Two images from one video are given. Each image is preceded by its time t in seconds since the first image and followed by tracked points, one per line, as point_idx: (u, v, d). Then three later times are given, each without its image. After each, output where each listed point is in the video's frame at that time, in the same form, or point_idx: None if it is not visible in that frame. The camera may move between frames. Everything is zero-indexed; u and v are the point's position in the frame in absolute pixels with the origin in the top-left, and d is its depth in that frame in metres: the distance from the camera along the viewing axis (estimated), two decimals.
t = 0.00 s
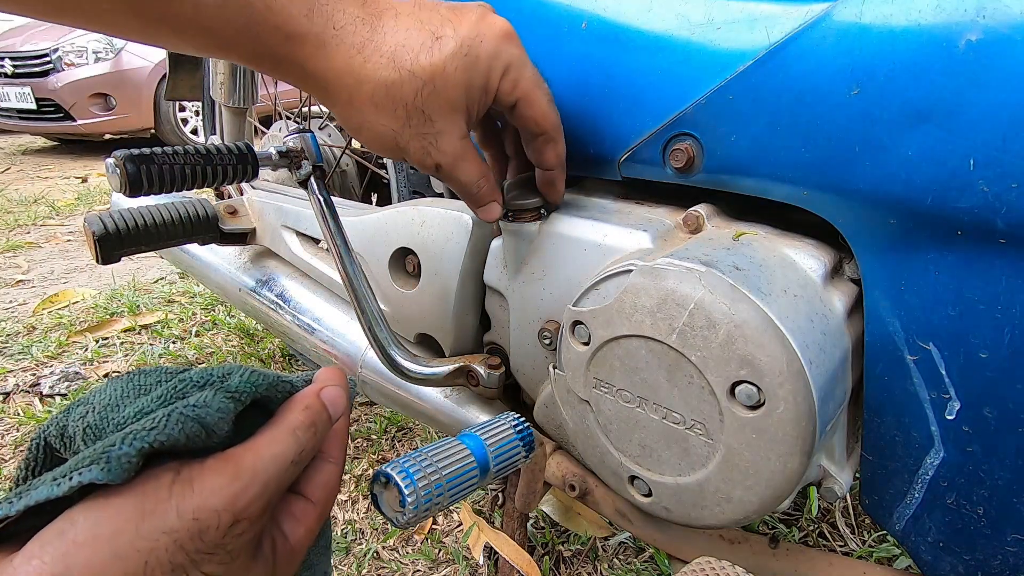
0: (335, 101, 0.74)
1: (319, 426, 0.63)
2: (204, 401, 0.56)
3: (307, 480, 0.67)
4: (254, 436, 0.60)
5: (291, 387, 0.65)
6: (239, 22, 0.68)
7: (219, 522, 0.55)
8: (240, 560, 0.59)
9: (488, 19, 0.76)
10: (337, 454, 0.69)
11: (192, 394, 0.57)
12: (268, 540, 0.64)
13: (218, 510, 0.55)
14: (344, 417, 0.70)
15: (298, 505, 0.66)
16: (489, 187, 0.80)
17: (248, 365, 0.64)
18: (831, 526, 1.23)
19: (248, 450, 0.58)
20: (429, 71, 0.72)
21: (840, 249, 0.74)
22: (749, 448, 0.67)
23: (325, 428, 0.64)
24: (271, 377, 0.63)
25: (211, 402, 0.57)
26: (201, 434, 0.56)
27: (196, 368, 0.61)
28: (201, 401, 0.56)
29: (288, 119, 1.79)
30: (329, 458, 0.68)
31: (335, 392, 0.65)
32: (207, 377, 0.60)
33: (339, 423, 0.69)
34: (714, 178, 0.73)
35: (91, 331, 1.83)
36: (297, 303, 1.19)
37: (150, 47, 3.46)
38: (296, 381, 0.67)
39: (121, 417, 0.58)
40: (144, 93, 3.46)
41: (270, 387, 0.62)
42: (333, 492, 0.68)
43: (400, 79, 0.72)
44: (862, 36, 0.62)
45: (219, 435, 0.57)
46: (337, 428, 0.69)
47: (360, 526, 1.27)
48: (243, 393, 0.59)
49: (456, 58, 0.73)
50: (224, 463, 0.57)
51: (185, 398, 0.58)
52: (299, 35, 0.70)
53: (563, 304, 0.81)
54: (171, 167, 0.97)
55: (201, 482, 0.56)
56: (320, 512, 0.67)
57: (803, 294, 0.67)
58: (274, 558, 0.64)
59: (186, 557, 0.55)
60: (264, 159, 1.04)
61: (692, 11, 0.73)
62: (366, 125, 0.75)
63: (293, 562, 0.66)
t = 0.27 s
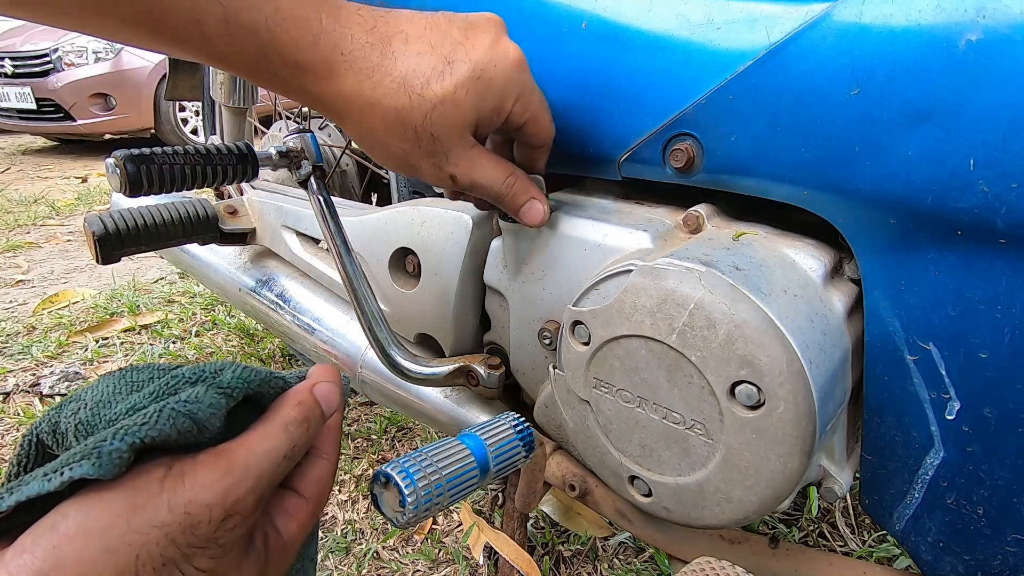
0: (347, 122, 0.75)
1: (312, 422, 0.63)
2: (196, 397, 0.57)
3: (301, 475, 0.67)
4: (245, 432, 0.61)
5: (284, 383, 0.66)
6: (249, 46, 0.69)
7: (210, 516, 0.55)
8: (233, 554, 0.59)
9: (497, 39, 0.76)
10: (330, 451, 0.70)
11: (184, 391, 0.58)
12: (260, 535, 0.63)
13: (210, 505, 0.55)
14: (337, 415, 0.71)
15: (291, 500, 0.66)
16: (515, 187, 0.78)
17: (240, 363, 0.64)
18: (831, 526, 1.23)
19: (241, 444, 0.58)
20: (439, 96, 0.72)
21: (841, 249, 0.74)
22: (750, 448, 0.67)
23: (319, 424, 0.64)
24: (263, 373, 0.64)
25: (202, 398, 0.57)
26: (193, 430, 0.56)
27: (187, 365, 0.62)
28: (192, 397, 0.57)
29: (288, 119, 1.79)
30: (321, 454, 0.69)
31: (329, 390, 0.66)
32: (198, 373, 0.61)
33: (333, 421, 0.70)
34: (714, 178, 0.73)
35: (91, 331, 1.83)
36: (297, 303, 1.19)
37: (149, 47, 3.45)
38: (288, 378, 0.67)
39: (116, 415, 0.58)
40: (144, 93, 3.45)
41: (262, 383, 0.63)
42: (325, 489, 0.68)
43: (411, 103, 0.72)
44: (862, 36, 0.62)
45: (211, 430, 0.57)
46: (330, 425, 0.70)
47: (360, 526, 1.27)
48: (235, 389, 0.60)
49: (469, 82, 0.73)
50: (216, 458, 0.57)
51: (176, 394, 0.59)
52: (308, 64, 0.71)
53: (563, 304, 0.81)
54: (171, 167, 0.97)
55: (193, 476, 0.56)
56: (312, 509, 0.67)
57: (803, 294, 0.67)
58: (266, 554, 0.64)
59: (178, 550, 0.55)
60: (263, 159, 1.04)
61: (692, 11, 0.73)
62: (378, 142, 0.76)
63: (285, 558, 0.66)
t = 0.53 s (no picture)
0: (322, 99, 0.75)
1: (325, 424, 0.63)
2: (206, 398, 0.56)
3: (313, 478, 0.67)
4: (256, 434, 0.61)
5: (295, 383, 0.66)
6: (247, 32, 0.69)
7: (221, 523, 0.55)
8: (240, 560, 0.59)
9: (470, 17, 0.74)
10: (343, 453, 0.70)
11: (194, 392, 0.57)
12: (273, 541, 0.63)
13: (221, 512, 0.55)
14: (350, 418, 0.71)
15: (304, 504, 0.66)
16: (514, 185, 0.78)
17: (251, 363, 0.64)
18: (831, 526, 1.23)
19: (252, 448, 0.58)
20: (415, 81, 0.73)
21: (840, 249, 0.74)
22: (750, 449, 0.67)
23: (332, 425, 0.65)
24: (273, 374, 0.63)
25: (212, 399, 0.57)
26: (203, 432, 0.56)
27: (198, 366, 0.62)
28: (202, 398, 0.56)
29: (288, 118, 1.79)
30: (334, 456, 0.69)
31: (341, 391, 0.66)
32: (209, 373, 0.61)
33: (346, 422, 0.71)
34: (714, 178, 0.73)
35: (91, 331, 1.83)
36: (297, 303, 1.19)
37: (149, 47, 3.45)
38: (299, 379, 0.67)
39: (125, 415, 0.58)
40: (144, 93, 3.45)
41: (272, 384, 0.63)
42: (338, 492, 0.68)
43: (381, 83, 0.72)
44: (862, 36, 0.62)
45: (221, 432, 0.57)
46: (343, 429, 0.71)
47: (360, 526, 1.27)
48: (245, 390, 0.60)
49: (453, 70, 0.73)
50: (227, 461, 0.57)
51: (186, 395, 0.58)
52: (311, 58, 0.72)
53: (563, 304, 0.81)
54: (171, 167, 0.97)
55: (203, 480, 0.56)
56: (325, 512, 0.67)
57: (803, 294, 0.67)
58: (279, 559, 0.63)
59: (187, 558, 0.55)
60: (263, 159, 1.04)
61: (692, 11, 0.73)
62: (350, 124, 0.76)
63: (298, 563, 0.65)
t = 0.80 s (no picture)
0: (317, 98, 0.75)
1: (320, 419, 0.63)
2: (198, 392, 0.56)
3: (309, 474, 0.67)
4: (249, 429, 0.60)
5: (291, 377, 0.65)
6: (218, 47, 0.67)
7: (214, 518, 0.55)
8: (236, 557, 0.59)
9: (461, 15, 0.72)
10: (339, 448, 0.70)
11: (186, 386, 0.57)
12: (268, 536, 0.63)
13: (214, 507, 0.55)
14: (347, 412, 0.71)
15: (300, 499, 0.66)
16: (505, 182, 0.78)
17: (244, 356, 0.64)
18: (831, 526, 1.23)
19: (245, 443, 0.58)
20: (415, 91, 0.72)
21: (840, 249, 0.74)
22: (750, 449, 0.67)
23: (327, 421, 0.64)
24: (267, 367, 0.63)
25: (205, 394, 0.57)
26: (195, 426, 0.56)
27: (191, 359, 0.61)
28: (194, 392, 0.56)
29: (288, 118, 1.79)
30: (331, 451, 0.69)
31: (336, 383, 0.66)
32: (202, 366, 0.61)
33: (343, 417, 0.70)
34: (714, 178, 0.73)
35: (91, 331, 1.83)
36: (297, 303, 1.19)
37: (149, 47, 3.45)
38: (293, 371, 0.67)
39: (116, 409, 0.58)
40: (144, 93, 3.45)
41: (266, 377, 0.63)
42: (335, 488, 0.68)
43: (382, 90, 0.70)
44: (862, 36, 0.62)
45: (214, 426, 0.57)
46: (339, 424, 0.71)
47: (360, 526, 1.27)
48: (239, 383, 0.60)
49: (447, 73, 0.73)
50: (218, 456, 0.57)
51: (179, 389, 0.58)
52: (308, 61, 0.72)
53: (563, 304, 0.81)
54: (171, 167, 0.97)
55: (195, 476, 0.56)
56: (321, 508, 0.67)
57: (803, 294, 0.67)
58: (274, 554, 0.63)
59: (179, 555, 0.55)
60: (263, 159, 1.04)
61: (692, 11, 0.73)
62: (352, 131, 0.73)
63: (294, 558, 0.66)
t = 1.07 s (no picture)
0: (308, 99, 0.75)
1: (302, 412, 0.63)
2: (178, 385, 0.57)
3: (291, 468, 0.67)
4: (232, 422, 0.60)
5: (273, 371, 0.66)
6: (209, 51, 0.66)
7: (193, 509, 0.55)
8: (218, 548, 0.59)
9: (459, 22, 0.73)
10: (323, 442, 0.69)
11: (167, 379, 0.58)
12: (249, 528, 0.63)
13: (193, 497, 0.55)
14: (331, 404, 0.70)
15: (282, 493, 0.66)
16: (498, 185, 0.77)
17: (225, 351, 0.65)
18: (831, 526, 1.23)
19: (226, 435, 0.58)
20: (408, 90, 0.72)
21: (841, 249, 0.74)
22: (750, 448, 0.67)
23: (310, 413, 0.64)
24: (249, 361, 0.64)
25: (185, 386, 0.57)
26: (174, 419, 0.56)
27: (172, 355, 0.62)
28: (174, 385, 0.57)
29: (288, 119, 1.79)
30: (314, 445, 0.69)
31: (320, 377, 0.66)
32: (183, 362, 0.62)
33: (325, 411, 0.70)
34: (714, 178, 0.73)
35: (91, 331, 1.83)
36: (297, 303, 1.19)
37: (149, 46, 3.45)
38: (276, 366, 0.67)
39: (98, 403, 0.59)
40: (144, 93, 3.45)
41: (248, 371, 0.63)
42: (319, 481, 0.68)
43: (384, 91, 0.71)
44: (862, 36, 0.62)
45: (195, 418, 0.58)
46: (321, 418, 0.70)
47: (360, 526, 1.27)
48: (218, 377, 0.61)
49: (440, 72, 0.73)
50: (198, 448, 0.57)
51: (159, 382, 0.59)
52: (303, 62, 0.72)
53: (562, 304, 0.81)
54: (171, 167, 0.97)
55: (174, 466, 0.56)
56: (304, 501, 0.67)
57: (803, 294, 0.67)
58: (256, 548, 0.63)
59: (159, 546, 0.55)
60: (263, 160, 1.04)
61: (692, 11, 0.73)
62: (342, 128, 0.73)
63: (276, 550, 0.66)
